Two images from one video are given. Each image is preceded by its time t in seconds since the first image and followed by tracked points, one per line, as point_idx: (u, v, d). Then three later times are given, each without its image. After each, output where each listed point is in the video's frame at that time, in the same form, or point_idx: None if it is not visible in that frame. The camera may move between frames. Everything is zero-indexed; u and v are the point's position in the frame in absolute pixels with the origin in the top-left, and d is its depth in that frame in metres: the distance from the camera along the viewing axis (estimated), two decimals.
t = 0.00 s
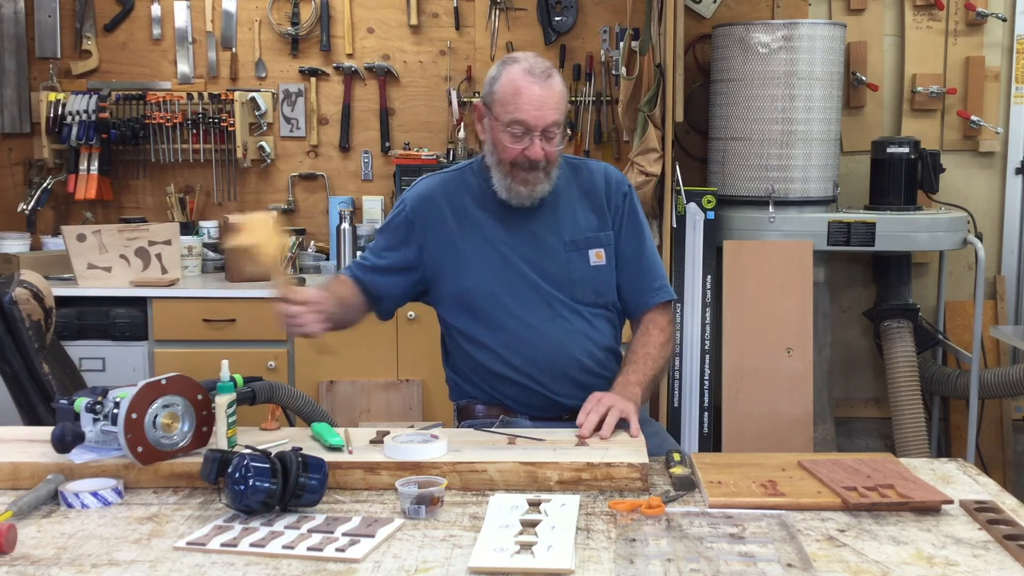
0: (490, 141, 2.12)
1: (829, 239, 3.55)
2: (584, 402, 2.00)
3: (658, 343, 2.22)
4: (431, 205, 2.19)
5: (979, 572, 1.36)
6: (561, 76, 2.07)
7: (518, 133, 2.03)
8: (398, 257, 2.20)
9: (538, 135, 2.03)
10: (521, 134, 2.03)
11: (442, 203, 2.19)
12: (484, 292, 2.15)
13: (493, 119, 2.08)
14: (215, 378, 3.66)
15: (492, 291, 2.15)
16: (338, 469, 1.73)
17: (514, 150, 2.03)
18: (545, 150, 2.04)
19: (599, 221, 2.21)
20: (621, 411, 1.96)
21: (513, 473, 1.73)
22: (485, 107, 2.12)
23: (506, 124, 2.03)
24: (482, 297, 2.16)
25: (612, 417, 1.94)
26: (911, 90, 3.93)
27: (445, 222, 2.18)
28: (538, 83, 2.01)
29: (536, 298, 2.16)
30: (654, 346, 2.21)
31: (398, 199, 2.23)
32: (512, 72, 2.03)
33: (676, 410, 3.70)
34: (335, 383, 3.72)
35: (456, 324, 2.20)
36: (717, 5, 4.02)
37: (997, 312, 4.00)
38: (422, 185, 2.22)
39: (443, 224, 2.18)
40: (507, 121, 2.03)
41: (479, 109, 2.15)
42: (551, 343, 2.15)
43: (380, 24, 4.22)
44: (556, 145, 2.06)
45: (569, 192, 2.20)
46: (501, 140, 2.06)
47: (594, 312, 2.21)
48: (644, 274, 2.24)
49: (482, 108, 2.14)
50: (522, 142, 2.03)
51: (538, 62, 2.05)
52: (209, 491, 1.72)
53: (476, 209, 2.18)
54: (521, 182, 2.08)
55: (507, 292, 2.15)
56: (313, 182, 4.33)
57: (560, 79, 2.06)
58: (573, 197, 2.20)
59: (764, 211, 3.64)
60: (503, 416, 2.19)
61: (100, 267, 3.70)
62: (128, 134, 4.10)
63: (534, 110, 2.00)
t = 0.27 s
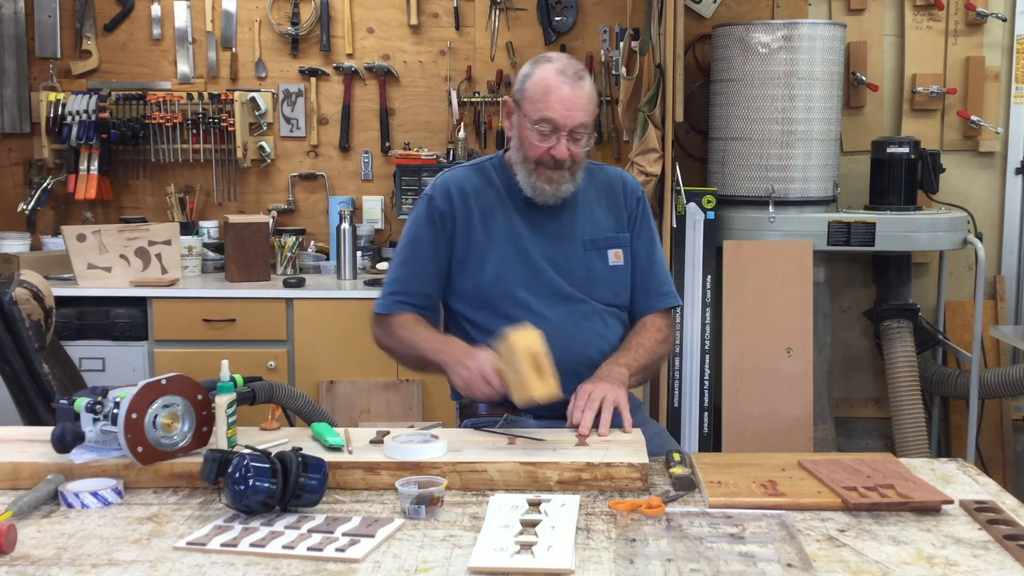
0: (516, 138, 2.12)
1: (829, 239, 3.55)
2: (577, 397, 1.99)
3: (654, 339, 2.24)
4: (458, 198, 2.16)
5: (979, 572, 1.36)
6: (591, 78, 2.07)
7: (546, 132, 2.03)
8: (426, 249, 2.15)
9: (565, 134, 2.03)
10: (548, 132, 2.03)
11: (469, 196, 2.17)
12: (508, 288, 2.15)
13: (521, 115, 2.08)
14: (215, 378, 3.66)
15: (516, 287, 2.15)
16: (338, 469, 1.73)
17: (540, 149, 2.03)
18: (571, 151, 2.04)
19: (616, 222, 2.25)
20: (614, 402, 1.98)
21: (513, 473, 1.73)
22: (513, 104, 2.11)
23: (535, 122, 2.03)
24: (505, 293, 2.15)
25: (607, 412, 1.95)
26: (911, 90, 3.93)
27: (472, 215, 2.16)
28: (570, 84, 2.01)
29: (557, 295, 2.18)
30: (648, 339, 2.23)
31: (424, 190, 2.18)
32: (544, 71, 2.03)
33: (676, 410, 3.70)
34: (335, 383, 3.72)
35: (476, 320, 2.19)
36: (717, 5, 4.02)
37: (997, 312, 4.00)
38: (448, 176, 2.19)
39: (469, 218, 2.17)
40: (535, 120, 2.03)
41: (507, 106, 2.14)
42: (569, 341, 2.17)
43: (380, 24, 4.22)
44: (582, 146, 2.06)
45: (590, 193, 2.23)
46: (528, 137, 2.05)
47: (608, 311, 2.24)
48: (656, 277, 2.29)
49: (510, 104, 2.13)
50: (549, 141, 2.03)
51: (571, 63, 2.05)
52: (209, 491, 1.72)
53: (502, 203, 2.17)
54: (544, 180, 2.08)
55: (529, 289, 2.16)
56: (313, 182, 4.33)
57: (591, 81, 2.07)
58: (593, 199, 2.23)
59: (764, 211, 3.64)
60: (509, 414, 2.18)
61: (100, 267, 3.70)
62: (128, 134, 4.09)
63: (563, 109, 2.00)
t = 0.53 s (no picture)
0: (536, 137, 2.13)
1: (829, 239, 3.55)
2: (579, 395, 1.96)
3: (655, 343, 2.23)
4: (480, 190, 2.17)
5: (979, 572, 1.36)
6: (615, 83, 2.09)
7: (567, 132, 2.04)
8: (446, 239, 2.13)
9: (586, 136, 2.04)
10: (570, 133, 2.04)
11: (490, 190, 2.17)
12: (527, 283, 2.15)
13: (543, 114, 2.09)
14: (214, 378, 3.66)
15: (534, 283, 2.15)
16: (338, 469, 1.73)
17: (561, 149, 2.05)
18: (590, 153, 2.06)
19: (629, 225, 2.28)
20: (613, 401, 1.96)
21: (513, 473, 1.73)
22: (536, 103, 2.12)
23: (557, 122, 2.04)
24: (523, 289, 2.15)
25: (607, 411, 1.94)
26: (911, 90, 3.93)
27: (493, 209, 2.17)
28: (595, 86, 2.03)
29: (573, 293, 2.18)
30: (648, 344, 2.22)
31: (446, 181, 2.19)
32: (570, 72, 2.04)
33: (676, 410, 3.70)
34: (335, 383, 3.72)
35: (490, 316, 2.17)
36: (717, 5, 4.02)
37: (997, 312, 4.00)
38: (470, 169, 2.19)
39: (490, 211, 2.16)
40: (558, 119, 2.04)
41: (529, 105, 2.15)
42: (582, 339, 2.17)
43: (379, 24, 4.22)
44: (601, 150, 2.08)
45: (604, 196, 2.26)
46: (549, 136, 2.06)
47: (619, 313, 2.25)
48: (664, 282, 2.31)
49: (532, 103, 2.14)
50: (570, 141, 2.04)
51: (597, 67, 2.07)
52: (209, 491, 1.72)
53: (521, 199, 2.18)
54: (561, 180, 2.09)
55: (546, 286, 2.16)
56: (313, 182, 4.33)
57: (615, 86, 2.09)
58: (606, 202, 2.26)
59: (764, 211, 3.64)
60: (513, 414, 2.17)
61: (100, 267, 3.70)
62: (128, 134, 4.09)
63: (586, 111, 2.01)
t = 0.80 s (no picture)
0: (541, 136, 2.12)
1: (829, 239, 3.55)
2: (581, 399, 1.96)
3: (656, 344, 2.24)
4: (487, 184, 2.17)
5: (979, 572, 1.36)
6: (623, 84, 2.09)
7: (573, 133, 2.04)
8: (451, 229, 2.12)
9: (592, 136, 2.04)
10: (576, 133, 2.04)
11: (496, 184, 2.17)
12: (531, 279, 2.15)
13: (549, 113, 2.08)
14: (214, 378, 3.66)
15: (538, 279, 2.15)
16: (338, 469, 1.73)
17: (567, 149, 2.05)
18: (596, 154, 2.06)
19: (632, 225, 2.28)
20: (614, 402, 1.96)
21: (513, 473, 1.73)
22: (543, 102, 2.12)
23: (563, 122, 2.04)
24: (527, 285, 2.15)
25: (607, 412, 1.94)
26: (911, 90, 3.93)
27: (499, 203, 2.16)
28: (603, 87, 2.02)
29: (576, 290, 2.17)
30: (650, 345, 2.23)
31: (452, 172, 2.18)
32: (578, 72, 2.03)
33: (676, 410, 3.70)
34: (335, 383, 3.72)
35: (492, 309, 2.17)
36: (717, 5, 4.02)
37: (997, 312, 4.00)
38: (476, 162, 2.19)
39: (496, 205, 2.16)
40: (564, 120, 2.04)
41: (536, 104, 2.15)
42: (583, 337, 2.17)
43: (380, 24, 4.22)
44: (606, 151, 2.08)
45: (608, 195, 2.26)
46: (555, 136, 2.06)
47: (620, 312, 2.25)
48: (665, 284, 2.31)
49: (539, 102, 2.14)
50: (576, 142, 2.04)
51: (604, 68, 2.06)
52: (209, 491, 1.72)
53: (527, 195, 2.18)
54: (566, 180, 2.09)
55: (549, 283, 2.16)
56: (313, 182, 4.33)
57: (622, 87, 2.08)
58: (610, 202, 2.26)
59: (764, 211, 3.63)
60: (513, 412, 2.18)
61: (100, 267, 3.70)
62: (128, 134, 4.09)
63: (593, 112, 2.01)
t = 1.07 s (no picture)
0: (542, 137, 2.12)
1: (829, 239, 3.55)
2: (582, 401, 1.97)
3: (656, 344, 2.24)
4: (489, 183, 2.17)
5: (979, 572, 1.36)
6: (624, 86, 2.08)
7: (574, 135, 2.05)
8: (452, 229, 2.12)
9: (593, 138, 2.04)
10: (577, 135, 2.04)
11: (497, 184, 2.17)
12: (531, 279, 2.15)
13: (551, 115, 2.08)
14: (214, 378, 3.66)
15: (538, 279, 2.15)
16: (338, 469, 1.73)
17: (568, 150, 2.05)
18: (597, 156, 2.06)
19: (632, 226, 2.28)
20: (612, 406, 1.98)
21: (513, 473, 1.73)
22: (544, 103, 2.12)
23: (564, 123, 2.04)
24: (527, 285, 2.15)
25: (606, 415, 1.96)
26: (911, 90, 3.93)
27: (500, 202, 2.16)
28: (604, 89, 2.02)
29: (576, 291, 2.18)
30: (650, 346, 2.23)
31: (454, 171, 2.17)
32: (580, 74, 2.03)
33: (676, 410, 3.70)
34: (335, 383, 3.72)
35: (492, 309, 2.17)
36: (717, 5, 4.02)
37: (997, 312, 4.00)
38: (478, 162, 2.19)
39: (496, 205, 2.16)
40: (565, 121, 2.04)
41: (537, 105, 2.15)
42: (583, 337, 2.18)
43: (380, 24, 4.22)
44: (608, 153, 2.08)
45: (609, 196, 2.26)
46: (557, 138, 2.07)
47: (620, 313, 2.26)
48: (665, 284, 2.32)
49: (540, 103, 2.14)
50: (577, 144, 2.04)
51: (606, 70, 2.06)
52: (209, 491, 1.72)
53: (527, 195, 2.18)
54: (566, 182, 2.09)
55: (550, 283, 2.16)
56: (313, 182, 4.33)
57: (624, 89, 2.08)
58: (611, 202, 2.27)
59: (764, 211, 3.63)
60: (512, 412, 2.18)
61: (100, 267, 3.70)
62: (128, 134, 4.09)
63: (594, 114, 2.01)
